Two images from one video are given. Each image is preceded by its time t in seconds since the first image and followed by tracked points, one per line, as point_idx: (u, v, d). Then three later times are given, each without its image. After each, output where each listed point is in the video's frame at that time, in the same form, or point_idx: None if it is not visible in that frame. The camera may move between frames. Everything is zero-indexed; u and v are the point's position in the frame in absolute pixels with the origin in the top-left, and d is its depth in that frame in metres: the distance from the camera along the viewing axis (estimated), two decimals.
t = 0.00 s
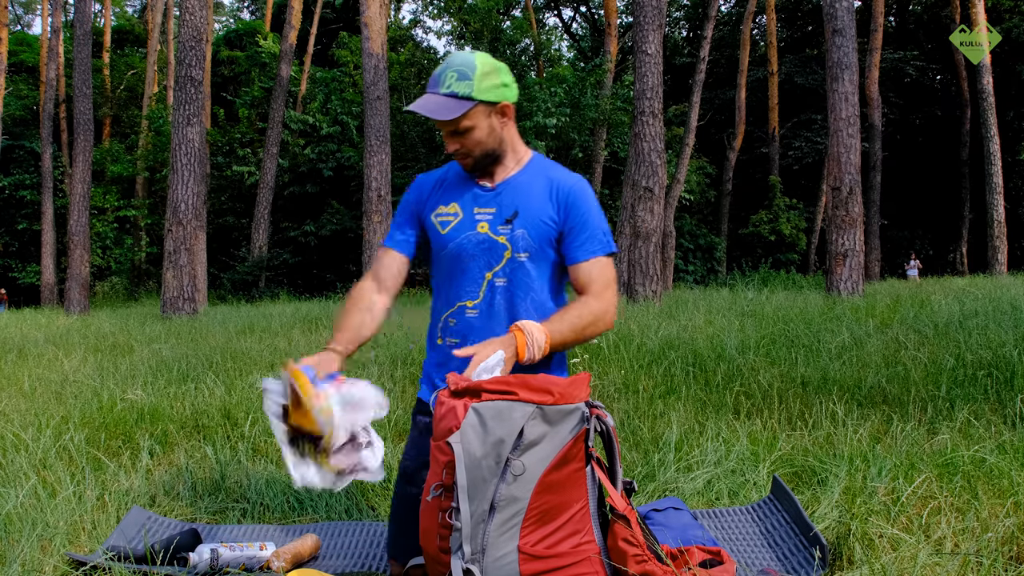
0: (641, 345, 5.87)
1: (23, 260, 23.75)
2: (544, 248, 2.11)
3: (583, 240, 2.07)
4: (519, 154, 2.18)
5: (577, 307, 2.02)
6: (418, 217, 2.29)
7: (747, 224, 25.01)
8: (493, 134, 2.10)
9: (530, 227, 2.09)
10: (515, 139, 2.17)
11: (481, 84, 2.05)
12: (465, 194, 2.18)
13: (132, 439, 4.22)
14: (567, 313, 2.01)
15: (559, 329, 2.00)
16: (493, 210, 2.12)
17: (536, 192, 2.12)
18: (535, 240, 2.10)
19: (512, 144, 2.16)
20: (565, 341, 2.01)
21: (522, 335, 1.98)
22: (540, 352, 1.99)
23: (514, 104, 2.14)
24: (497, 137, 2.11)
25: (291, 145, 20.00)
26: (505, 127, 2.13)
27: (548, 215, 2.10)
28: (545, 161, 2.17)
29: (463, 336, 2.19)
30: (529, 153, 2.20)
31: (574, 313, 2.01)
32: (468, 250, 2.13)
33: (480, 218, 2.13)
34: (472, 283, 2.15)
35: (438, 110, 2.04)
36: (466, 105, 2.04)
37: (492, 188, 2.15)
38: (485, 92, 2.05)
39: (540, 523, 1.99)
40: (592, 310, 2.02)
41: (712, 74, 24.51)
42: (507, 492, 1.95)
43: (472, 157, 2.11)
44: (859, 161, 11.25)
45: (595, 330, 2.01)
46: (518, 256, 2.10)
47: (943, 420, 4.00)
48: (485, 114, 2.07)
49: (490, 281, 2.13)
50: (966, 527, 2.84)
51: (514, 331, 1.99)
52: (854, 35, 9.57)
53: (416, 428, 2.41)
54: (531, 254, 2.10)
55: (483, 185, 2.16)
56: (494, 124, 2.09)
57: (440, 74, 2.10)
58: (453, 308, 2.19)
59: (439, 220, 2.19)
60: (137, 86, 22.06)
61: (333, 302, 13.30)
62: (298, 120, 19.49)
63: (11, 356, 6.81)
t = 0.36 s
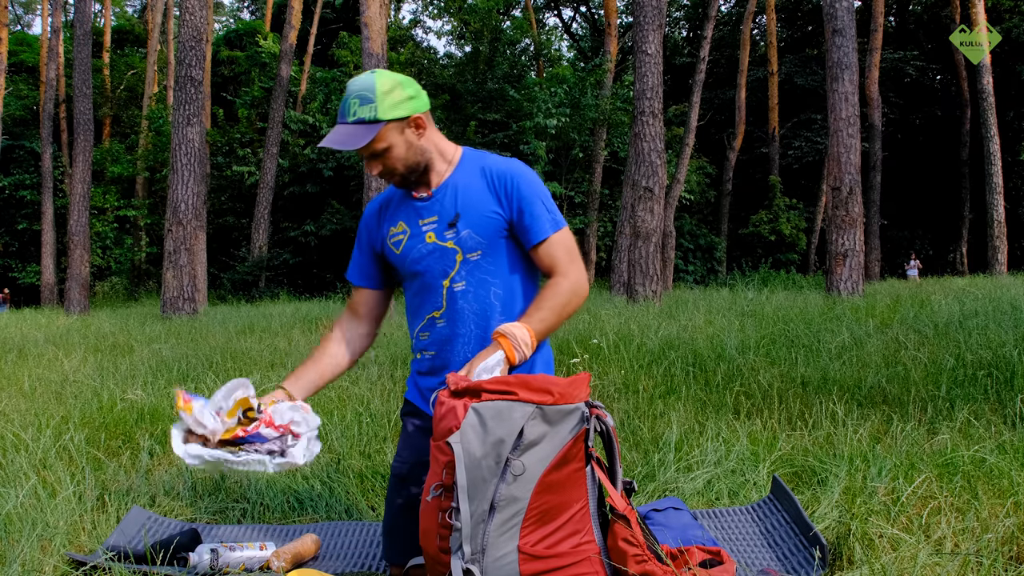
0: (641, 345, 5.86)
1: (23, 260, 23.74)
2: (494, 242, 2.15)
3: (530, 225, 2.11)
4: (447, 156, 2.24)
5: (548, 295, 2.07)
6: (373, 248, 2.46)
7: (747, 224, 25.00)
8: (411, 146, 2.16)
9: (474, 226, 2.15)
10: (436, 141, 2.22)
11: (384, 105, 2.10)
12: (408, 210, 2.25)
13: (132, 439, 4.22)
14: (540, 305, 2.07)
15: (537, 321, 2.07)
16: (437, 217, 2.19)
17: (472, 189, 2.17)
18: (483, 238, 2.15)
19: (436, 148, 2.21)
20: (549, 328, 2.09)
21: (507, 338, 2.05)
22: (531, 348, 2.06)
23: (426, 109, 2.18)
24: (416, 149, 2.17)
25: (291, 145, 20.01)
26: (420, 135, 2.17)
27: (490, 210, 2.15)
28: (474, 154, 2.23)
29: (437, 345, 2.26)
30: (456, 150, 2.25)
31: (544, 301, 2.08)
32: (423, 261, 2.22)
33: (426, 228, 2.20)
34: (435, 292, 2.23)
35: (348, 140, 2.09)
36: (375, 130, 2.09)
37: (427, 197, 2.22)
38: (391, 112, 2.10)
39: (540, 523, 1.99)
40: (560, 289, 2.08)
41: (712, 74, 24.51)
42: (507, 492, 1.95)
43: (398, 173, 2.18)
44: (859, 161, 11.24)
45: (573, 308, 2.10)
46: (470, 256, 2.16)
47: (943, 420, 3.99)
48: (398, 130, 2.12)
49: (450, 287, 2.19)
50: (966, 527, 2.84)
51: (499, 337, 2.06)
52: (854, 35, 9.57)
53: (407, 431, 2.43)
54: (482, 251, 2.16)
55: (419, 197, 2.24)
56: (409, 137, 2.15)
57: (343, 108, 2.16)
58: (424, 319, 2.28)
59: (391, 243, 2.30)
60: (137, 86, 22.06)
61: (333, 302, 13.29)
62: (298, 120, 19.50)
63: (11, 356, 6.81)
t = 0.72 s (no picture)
0: (641, 345, 5.87)
1: (23, 260, 23.74)
2: (461, 243, 2.18)
3: (493, 221, 2.11)
4: (416, 159, 2.28)
5: (514, 298, 2.06)
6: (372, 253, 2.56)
7: (747, 224, 25.00)
8: (374, 156, 2.21)
9: (439, 229, 2.18)
10: (401, 147, 2.26)
11: (342, 118, 2.15)
12: (387, 219, 2.33)
13: (132, 439, 4.22)
14: (508, 308, 2.06)
15: (504, 329, 2.06)
16: (408, 223, 2.25)
17: (437, 192, 2.20)
18: (449, 239, 2.18)
19: (404, 153, 2.26)
20: (519, 333, 2.07)
21: (473, 347, 2.07)
22: (499, 351, 2.05)
23: (386, 117, 2.23)
24: (380, 159, 2.21)
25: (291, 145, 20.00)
26: (384, 143, 2.22)
27: (451, 210, 2.17)
28: (442, 155, 2.26)
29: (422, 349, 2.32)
30: (424, 152, 2.29)
31: (509, 305, 2.06)
32: (402, 266, 2.29)
33: (401, 235, 2.27)
34: (417, 297, 2.30)
35: (310, 158, 2.16)
36: (334, 144, 2.16)
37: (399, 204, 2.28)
38: (349, 125, 2.15)
39: (540, 523, 1.99)
40: (529, 291, 2.05)
41: (712, 74, 24.51)
42: (506, 492, 1.95)
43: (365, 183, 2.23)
44: (859, 161, 11.24)
45: (543, 308, 2.06)
46: (439, 259, 2.19)
47: (943, 420, 3.99)
48: (359, 142, 2.18)
49: (426, 292, 2.25)
50: (966, 527, 2.84)
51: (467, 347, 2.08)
52: (854, 35, 9.57)
53: (403, 429, 2.48)
54: (450, 253, 2.18)
55: (393, 205, 2.30)
56: (371, 148, 2.20)
57: (305, 126, 2.23)
58: (413, 325, 2.34)
59: (380, 251, 2.39)
60: (137, 86, 22.05)
61: (333, 302, 13.29)
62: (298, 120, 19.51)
63: (11, 356, 6.81)
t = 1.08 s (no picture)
0: (641, 345, 5.87)
1: (23, 260, 23.75)
2: (457, 247, 2.18)
3: (485, 227, 2.10)
4: (417, 161, 2.28)
5: (484, 310, 2.06)
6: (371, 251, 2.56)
7: (747, 223, 24.99)
8: (376, 158, 2.21)
9: (437, 233, 2.19)
10: (401, 150, 2.26)
11: (343, 119, 2.15)
12: (388, 219, 2.33)
13: (132, 438, 4.22)
14: (481, 318, 2.06)
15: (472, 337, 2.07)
16: (407, 225, 2.25)
17: (433, 195, 2.21)
18: (447, 245, 2.18)
19: (404, 155, 2.25)
20: (489, 341, 2.07)
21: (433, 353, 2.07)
22: (462, 367, 2.07)
23: (387, 118, 2.23)
24: (382, 160, 2.21)
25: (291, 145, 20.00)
26: (385, 145, 2.22)
27: (449, 215, 2.18)
28: (442, 158, 2.25)
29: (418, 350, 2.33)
30: (426, 152, 2.29)
31: (479, 317, 2.07)
32: (400, 269, 2.30)
33: (401, 236, 2.27)
34: (415, 299, 2.31)
35: (311, 158, 2.16)
36: (335, 145, 2.15)
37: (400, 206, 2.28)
38: (349, 125, 2.15)
39: (540, 523, 1.99)
40: (498, 307, 2.04)
41: (712, 74, 24.51)
42: (507, 492, 1.95)
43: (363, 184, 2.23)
44: (859, 161, 11.24)
45: (515, 321, 2.05)
46: (436, 263, 2.20)
47: (943, 420, 3.99)
48: (361, 142, 2.18)
49: (424, 295, 2.25)
50: (966, 527, 2.84)
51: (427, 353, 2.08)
52: (854, 35, 9.57)
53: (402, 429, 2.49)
54: (447, 257, 2.19)
55: (394, 206, 2.30)
56: (373, 148, 2.20)
57: (306, 127, 2.23)
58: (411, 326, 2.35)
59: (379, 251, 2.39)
60: (137, 86, 22.05)
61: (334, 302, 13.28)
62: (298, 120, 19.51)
63: (11, 356, 6.80)
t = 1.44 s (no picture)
0: (641, 345, 5.86)
1: (23, 260, 23.76)
2: (468, 252, 2.20)
3: (497, 233, 2.13)
4: (427, 160, 2.27)
5: (491, 319, 2.11)
6: (364, 250, 2.53)
7: (747, 223, 24.99)
8: (391, 149, 2.19)
9: (448, 236, 2.19)
10: (415, 144, 2.25)
11: (365, 105, 2.14)
12: (392, 219, 2.31)
13: (132, 438, 4.22)
14: (487, 329, 2.12)
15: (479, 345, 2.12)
16: (414, 226, 2.25)
17: (445, 199, 2.21)
18: (457, 249, 2.19)
19: (417, 151, 2.24)
20: (493, 350, 2.13)
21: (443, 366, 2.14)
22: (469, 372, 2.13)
23: (404, 111, 2.22)
24: (396, 151, 2.19)
25: (291, 145, 20.00)
26: (402, 137, 2.21)
27: (460, 218, 2.19)
28: (452, 159, 2.27)
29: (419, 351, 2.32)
30: (435, 154, 2.28)
31: (487, 325, 2.12)
32: (404, 269, 2.28)
33: (407, 238, 2.26)
34: (417, 302, 2.30)
35: (328, 141, 2.12)
36: (356, 129, 2.12)
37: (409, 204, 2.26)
38: (372, 112, 2.13)
39: (540, 523, 1.99)
40: (500, 320, 2.11)
41: (712, 74, 24.52)
42: (506, 492, 1.95)
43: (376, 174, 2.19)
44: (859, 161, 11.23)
45: (518, 331, 2.10)
46: (446, 266, 2.20)
47: (943, 420, 3.99)
48: (379, 132, 2.15)
49: (428, 297, 2.25)
50: (966, 527, 2.84)
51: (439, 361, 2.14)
52: (854, 35, 9.57)
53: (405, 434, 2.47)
54: (457, 261, 2.20)
55: (400, 205, 2.29)
56: (389, 139, 2.18)
57: (323, 109, 2.20)
58: (412, 328, 2.34)
59: (378, 251, 2.36)
60: (137, 86, 22.06)
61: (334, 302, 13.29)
62: (298, 120, 19.50)
63: (11, 356, 6.81)
